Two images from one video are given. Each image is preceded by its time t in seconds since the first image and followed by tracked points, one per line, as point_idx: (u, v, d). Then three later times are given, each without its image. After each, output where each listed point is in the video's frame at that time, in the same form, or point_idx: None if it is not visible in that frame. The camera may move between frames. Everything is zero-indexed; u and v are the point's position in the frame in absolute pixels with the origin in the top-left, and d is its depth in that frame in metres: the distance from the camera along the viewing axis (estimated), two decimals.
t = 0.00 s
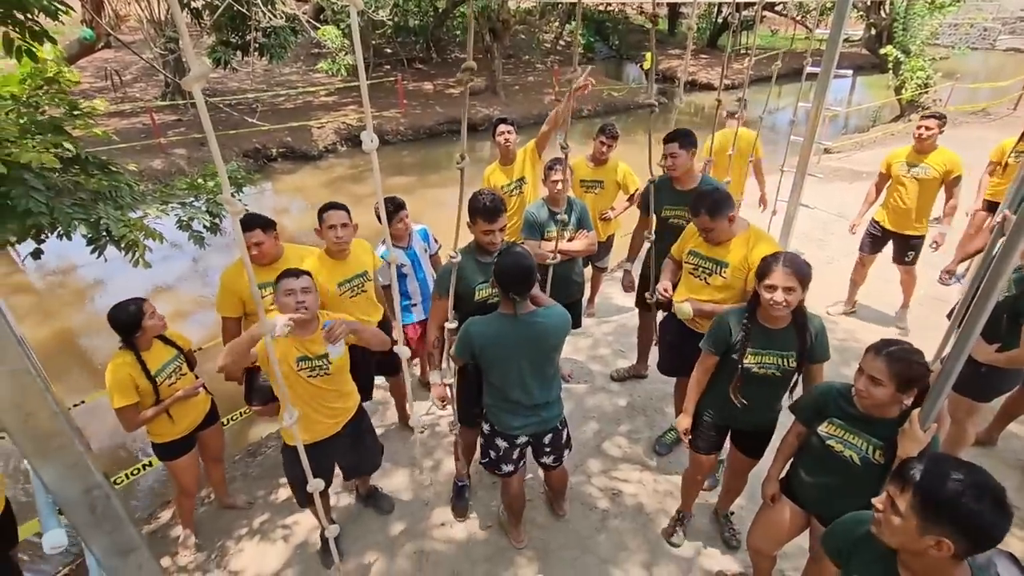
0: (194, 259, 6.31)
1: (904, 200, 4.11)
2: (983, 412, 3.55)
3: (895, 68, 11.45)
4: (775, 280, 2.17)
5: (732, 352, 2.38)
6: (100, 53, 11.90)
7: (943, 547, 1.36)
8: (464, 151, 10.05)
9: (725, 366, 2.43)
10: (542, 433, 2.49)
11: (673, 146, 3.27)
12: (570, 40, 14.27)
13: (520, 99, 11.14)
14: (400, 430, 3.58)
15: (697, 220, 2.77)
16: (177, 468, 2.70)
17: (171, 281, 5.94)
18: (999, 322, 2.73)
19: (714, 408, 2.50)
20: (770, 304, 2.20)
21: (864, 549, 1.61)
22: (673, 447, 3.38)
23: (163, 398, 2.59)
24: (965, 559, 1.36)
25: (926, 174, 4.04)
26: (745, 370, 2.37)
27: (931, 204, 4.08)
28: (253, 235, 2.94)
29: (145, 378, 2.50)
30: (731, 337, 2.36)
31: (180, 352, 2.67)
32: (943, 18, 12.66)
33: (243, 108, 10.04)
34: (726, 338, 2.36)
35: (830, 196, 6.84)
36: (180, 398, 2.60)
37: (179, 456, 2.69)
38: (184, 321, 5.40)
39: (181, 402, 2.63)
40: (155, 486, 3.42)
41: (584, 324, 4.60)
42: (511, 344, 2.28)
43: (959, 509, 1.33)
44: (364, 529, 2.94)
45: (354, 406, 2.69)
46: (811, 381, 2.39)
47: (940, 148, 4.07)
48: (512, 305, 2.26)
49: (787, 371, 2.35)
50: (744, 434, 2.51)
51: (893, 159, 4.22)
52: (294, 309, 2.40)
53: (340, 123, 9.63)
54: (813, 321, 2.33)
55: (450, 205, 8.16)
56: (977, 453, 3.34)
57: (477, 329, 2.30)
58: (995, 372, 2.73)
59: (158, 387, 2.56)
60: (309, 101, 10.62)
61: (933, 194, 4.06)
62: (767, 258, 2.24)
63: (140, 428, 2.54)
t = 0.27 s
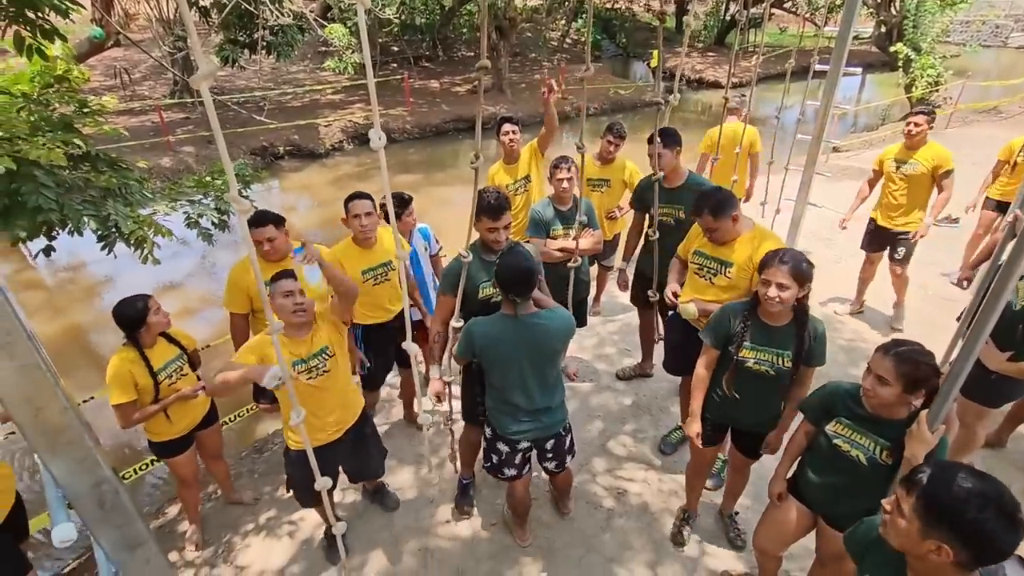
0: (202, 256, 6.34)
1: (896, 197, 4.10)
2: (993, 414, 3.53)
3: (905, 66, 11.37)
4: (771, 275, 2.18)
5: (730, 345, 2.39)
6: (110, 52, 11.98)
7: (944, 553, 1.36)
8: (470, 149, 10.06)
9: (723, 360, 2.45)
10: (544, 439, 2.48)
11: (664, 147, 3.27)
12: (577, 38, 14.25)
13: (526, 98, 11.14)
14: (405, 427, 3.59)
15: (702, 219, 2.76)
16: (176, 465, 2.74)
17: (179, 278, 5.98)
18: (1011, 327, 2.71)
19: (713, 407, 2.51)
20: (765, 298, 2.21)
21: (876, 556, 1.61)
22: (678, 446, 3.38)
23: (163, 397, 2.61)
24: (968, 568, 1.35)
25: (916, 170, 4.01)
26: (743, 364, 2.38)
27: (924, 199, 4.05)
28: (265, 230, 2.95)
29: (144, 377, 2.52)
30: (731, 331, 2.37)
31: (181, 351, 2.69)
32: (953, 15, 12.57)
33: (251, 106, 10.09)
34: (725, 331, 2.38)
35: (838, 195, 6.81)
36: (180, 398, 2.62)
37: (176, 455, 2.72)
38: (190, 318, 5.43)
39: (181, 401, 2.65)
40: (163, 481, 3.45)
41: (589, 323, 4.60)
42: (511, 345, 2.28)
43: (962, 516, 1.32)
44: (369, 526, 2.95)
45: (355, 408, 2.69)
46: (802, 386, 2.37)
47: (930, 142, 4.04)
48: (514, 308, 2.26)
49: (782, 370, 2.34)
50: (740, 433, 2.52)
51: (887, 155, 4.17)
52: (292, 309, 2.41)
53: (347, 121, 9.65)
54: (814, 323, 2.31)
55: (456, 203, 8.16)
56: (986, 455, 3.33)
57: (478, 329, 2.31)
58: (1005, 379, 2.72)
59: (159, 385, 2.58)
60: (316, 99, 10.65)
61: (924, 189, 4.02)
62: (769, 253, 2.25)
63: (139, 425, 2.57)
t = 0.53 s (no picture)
0: (208, 254, 6.36)
1: (890, 198, 4.11)
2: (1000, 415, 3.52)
3: (912, 64, 11.32)
4: (771, 274, 2.18)
5: (731, 340, 2.41)
6: (117, 50, 12.02)
7: None
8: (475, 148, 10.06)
9: (724, 356, 2.47)
10: (545, 442, 2.47)
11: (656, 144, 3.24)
12: (581, 35, 14.23)
13: (530, 96, 11.13)
14: (409, 425, 3.60)
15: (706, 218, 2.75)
16: (178, 465, 2.76)
17: (184, 275, 6.00)
18: (1017, 329, 2.71)
19: (715, 404, 2.52)
20: (764, 297, 2.22)
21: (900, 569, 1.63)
22: (681, 444, 3.39)
23: (164, 397, 2.63)
24: None
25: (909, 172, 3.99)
26: (743, 361, 2.39)
27: (919, 201, 4.02)
28: (275, 228, 2.96)
29: (145, 378, 2.54)
30: (733, 327, 2.39)
31: (181, 352, 2.71)
32: (961, 13, 12.50)
33: (256, 105, 10.11)
34: (727, 328, 2.40)
35: (843, 194, 6.79)
36: (180, 398, 2.64)
37: (177, 454, 2.74)
38: (195, 315, 5.45)
39: (182, 401, 2.67)
40: (169, 477, 3.47)
41: (593, 321, 4.61)
42: (509, 346, 2.29)
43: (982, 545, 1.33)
44: (373, 523, 2.97)
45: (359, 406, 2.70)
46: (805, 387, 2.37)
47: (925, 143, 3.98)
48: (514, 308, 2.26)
49: (781, 369, 2.34)
50: (744, 432, 2.53)
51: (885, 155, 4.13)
52: (297, 307, 2.43)
53: (352, 119, 9.66)
54: (817, 323, 2.31)
55: (461, 201, 8.17)
56: (992, 455, 3.32)
57: (477, 329, 2.32)
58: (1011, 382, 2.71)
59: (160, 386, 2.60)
60: (321, 98, 10.67)
61: (918, 191, 4.00)
62: (772, 252, 2.24)
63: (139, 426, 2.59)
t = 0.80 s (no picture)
0: (212, 252, 6.38)
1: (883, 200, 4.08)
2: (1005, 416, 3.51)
3: (917, 63, 11.28)
4: (775, 275, 2.18)
5: (732, 338, 2.41)
6: (122, 50, 12.06)
7: None
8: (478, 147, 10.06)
9: (724, 354, 2.48)
10: (545, 445, 2.44)
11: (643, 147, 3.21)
12: (585, 35, 14.23)
13: (534, 95, 11.14)
14: (412, 423, 3.61)
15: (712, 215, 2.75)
16: (183, 464, 2.77)
17: (188, 274, 6.02)
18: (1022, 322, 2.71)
19: (716, 403, 2.53)
20: (767, 297, 2.22)
21: None
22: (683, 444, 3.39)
23: (168, 397, 2.64)
24: None
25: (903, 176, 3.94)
26: (743, 360, 2.40)
27: (911, 206, 3.98)
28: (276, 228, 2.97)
29: (149, 378, 2.55)
30: (734, 326, 2.39)
31: (183, 351, 2.72)
32: (966, 12, 12.45)
33: (259, 104, 10.13)
34: (728, 326, 2.40)
35: (848, 193, 6.77)
36: (184, 397, 2.65)
37: (182, 453, 2.75)
38: (198, 314, 5.47)
39: (185, 400, 2.68)
40: (172, 474, 3.49)
41: (596, 321, 4.61)
42: (510, 347, 2.30)
43: None
44: (375, 522, 2.97)
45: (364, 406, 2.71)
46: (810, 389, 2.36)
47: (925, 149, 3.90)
48: (522, 309, 2.26)
49: (782, 368, 2.34)
50: (744, 431, 2.53)
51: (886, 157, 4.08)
52: (305, 305, 2.43)
53: (355, 119, 9.68)
54: (819, 323, 2.31)
55: (464, 201, 8.17)
56: (997, 457, 3.31)
57: (480, 330, 2.34)
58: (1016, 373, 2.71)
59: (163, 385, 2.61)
60: (324, 97, 10.68)
61: (911, 196, 3.95)
62: (776, 252, 2.24)
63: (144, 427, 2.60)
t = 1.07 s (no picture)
0: (216, 251, 6.39)
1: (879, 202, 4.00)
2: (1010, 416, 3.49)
3: (922, 62, 11.23)
4: (779, 275, 2.18)
5: (737, 338, 2.41)
6: (126, 49, 12.10)
7: None
8: (481, 147, 10.06)
9: (729, 353, 2.48)
10: (555, 456, 2.39)
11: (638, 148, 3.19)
12: (588, 33, 14.21)
13: (537, 94, 11.13)
14: (415, 422, 3.61)
15: (717, 213, 2.74)
16: (190, 463, 2.77)
17: (192, 273, 6.03)
18: None
19: (720, 402, 2.53)
20: (771, 297, 2.22)
21: None
22: (686, 444, 3.38)
23: (175, 395, 2.65)
24: None
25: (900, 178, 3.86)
26: (747, 359, 2.40)
27: (907, 210, 3.91)
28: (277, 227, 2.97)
29: (156, 376, 2.56)
30: (738, 326, 2.39)
31: (190, 349, 2.73)
32: (972, 10, 12.40)
33: (263, 103, 10.15)
34: (732, 326, 2.41)
35: (852, 193, 6.75)
36: (191, 395, 2.65)
37: (190, 452, 2.75)
38: (203, 313, 5.48)
39: (192, 398, 2.69)
40: (176, 473, 3.50)
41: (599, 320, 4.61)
42: (524, 362, 2.22)
43: None
44: (378, 521, 2.98)
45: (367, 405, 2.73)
46: (813, 387, 2.35)
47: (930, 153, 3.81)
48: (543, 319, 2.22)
49: (787, 368, 2.34)
50: (749, 430, 2.52)
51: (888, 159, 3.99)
52: (310, 309, 2.43)
53: (358, 118, 9.68)
54: (824, 323, 2.30)
55: (467, 200, 8.17)
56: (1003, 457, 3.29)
57: (496, 341, 2.28)
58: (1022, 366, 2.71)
59: (170, 384, 2.62)
60: (327, 96, 10.69)
61: (908, 200, 3.87)
62: (780, 251, 2.23)
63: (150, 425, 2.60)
